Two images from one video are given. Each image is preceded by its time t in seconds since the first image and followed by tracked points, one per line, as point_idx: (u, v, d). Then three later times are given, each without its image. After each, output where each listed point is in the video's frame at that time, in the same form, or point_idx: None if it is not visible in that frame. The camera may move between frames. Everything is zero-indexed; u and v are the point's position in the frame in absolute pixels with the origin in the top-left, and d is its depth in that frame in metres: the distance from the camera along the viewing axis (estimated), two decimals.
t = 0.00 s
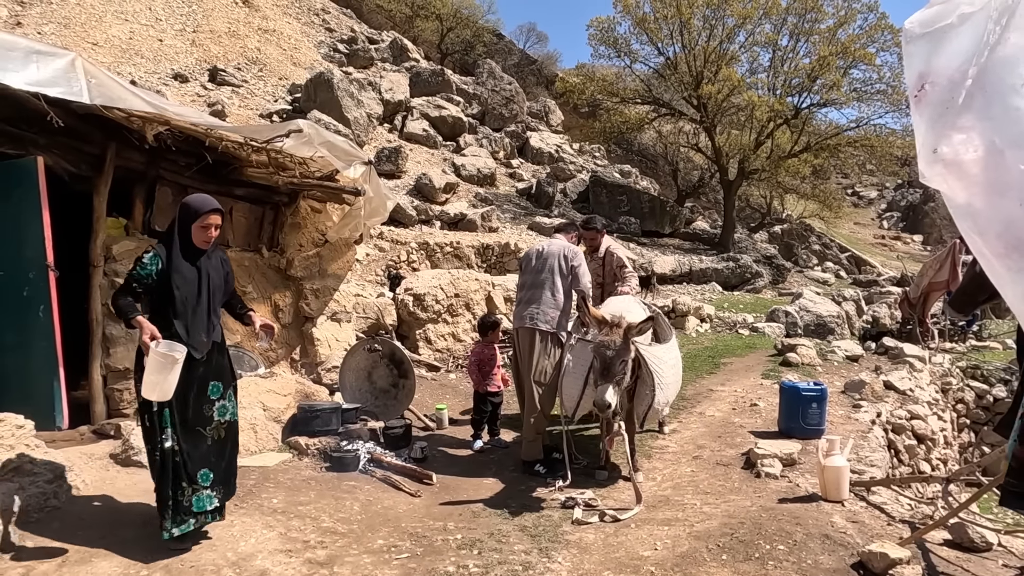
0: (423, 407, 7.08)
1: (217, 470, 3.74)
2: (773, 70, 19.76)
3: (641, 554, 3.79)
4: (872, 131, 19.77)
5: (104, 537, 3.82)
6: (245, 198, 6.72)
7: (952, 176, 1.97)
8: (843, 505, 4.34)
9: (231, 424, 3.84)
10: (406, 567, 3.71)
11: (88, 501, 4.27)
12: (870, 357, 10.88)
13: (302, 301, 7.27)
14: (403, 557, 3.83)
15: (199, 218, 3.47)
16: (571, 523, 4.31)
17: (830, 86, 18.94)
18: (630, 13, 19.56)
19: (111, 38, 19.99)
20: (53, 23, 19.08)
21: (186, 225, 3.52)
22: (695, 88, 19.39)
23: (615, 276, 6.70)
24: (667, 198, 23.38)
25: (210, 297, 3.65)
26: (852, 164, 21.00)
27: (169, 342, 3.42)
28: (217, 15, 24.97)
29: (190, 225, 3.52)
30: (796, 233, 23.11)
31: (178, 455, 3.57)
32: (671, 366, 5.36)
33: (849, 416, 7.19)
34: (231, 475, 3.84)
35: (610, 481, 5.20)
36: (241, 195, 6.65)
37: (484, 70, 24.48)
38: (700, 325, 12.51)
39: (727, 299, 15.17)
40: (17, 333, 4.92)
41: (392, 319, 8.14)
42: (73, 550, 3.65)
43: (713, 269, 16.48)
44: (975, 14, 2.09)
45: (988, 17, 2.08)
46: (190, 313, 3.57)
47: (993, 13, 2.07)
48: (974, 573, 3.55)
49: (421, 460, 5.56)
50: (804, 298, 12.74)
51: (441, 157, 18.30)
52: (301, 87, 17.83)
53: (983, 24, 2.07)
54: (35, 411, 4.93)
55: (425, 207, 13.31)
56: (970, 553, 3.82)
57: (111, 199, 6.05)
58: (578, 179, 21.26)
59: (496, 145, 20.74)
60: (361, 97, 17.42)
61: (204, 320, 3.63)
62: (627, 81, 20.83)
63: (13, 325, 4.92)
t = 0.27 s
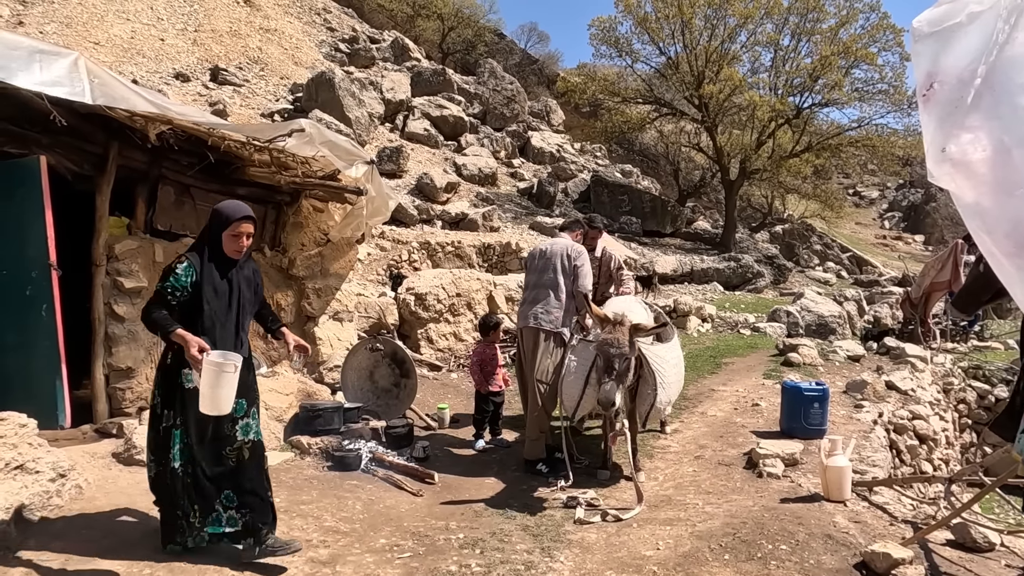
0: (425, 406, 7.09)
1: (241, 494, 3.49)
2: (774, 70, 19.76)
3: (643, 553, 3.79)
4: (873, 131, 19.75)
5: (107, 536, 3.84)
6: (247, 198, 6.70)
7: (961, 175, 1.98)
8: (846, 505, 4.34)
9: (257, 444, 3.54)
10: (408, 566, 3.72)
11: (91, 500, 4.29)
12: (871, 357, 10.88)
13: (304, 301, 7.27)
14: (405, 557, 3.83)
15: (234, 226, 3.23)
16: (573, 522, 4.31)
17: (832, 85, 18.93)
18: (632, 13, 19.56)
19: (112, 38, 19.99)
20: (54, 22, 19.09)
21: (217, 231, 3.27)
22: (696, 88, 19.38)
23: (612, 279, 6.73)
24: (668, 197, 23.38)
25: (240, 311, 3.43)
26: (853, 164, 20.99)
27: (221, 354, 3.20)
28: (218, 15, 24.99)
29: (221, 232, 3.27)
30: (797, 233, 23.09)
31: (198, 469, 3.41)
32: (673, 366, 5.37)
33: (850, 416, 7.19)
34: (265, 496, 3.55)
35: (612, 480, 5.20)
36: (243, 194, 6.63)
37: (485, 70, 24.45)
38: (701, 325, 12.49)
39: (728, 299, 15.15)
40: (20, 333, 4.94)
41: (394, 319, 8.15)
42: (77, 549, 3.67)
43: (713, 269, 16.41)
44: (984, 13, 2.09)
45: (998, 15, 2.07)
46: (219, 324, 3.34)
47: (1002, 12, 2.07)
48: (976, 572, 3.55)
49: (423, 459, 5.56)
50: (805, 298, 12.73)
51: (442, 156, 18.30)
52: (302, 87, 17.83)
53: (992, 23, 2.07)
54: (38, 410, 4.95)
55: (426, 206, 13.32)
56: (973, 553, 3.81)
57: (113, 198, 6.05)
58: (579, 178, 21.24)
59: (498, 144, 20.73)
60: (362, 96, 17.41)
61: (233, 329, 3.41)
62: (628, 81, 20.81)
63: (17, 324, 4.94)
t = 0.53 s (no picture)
0: (426, 405, 7.09)
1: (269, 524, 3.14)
2: (776, 69, 19.75)
3: (644, 552, 3.80)
4: (876, 130, 19.71)
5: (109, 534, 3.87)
6: (248, 196, 6.70)
7: (963, 173, 1.98)
8: (847, 504, 4.33)
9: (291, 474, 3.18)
10: (409, 564, 3.72)
11: (93, 498, 4.30)
12: (873, 356, 10.87)
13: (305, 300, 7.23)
14: (407, 555, 3.84)
15: (283, 254, 2.96)
16: (574, 521, 4.31)
17: (834, 84, 18.91)
18: (633, 11, 19.55)
19: (115, 37, 20.01)
20: (56, 21, 19.10)
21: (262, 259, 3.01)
22: (698, 87, 19.36)
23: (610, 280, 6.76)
24: (669, 196, 23.37)
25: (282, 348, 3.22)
26: (855, 163, 20.96)
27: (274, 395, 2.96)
28: (220, 13, 25.02)
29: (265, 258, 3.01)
30: (799, 232, 23.07)
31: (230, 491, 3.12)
32: (674, 364, 5.38)
33: (851, 415, 7.18)
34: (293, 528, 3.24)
35: (613, 479, 5.20)
36: (244, 192, 6.62)
37: (486, 69, 24.43)
38: (702, 324, 12.49)
39: (730, 298, 15.14)
40: (23, 331, 4.95)
41: (395, 318, 8.16)
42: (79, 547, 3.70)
43: (715, 268, 16.45)
44: (986, 11, 2.08)
45: (1001, 12, 2.07)
46: (261, 356, 3.11)
47: (1005, 9, 2.07)
48: (978, 572, 3.55)
49: (424, 458, 5.58)
50: (807, 297, 12.72)
51: (443, 155, 18.30)
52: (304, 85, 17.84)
53: (995, 20, 2.07)
54: (40, 408, 4.97)
55: (427, 205, 13.32)
56: (974, 552, 3.81)
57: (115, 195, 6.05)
58: (581, 177, 21.22)
59: (499, 143, 20.72)
60: (363, 95, 17.41)
61: (276, 358, 3.19)
62: (630, 79, 20.78)
63: (20, 323, 4.95)
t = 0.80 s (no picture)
0: (428, 403, 7.11)
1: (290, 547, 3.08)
2: (779, 66, 19.73)
3: (646, 549, 3.80)
4: (879, 127, 19.65)
5: (113, 531, 3.89)
6: (250, 194, 6.67)
7: (961, 172, 2.00)
8: (848, 502, 4.34)
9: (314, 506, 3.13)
10: (412, 561, 3.74)
11: (97, 495, 4.33)
12: (875, 354, 10.86)
13: (308, 298, 7.19)
14: (409, 552, 3.85)
15: (328, 331, 2.76)
16: (575, 519, 4.32)
17: (837, 82, 18.87)
18: (636, 9, 19.53)
19: (117, 35, 20.03)
20: (59, 19, 19.12)
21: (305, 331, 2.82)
22: (700, 84, 19.33)
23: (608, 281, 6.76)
24: (672, 194, 23.35)
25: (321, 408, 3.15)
26: (858, 161, 20.91)
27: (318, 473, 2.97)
28: (222, 11, 25.03)
29: (307, 331, 2.81)
30: (801, 230, 23.04)
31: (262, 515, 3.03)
32: (676, 361, 5.38)
33: (853, 413, 7.18)
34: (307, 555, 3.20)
35: (615, 477, 5.21)
36: (247, 190, 6.60)
37: (489, 67, 24.41)
38: (704, 322, 12.49)
39: (732, 296, 15.14)
40: (27, 329, 4.98)
41: (397, 316, 8.17)
42: (83, 543, 3.72)
43: (717, 266, 16.45)
44: (985, 12, 2.08)
45: (1000, 12, 2.06)
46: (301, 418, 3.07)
47: (1003, 10, 2.05)
48: (980, 569, 3.55)
49: (426, 455, 5.60)
50: (809, 295, 12.71)
51: (445, 153, 18.31)
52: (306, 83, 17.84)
53: (993, 21, 2.06)
54: (43, 405, 5.00)
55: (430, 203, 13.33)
56: (976, 550, 3.81)
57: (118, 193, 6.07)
58: (583, 175, 21.21)
59: (501, 141, 20.72)
60: (366, 93, 17.41)
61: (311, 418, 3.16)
62: (632, 77, 20.75)
63: (24, 320, 4.98)
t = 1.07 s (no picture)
0: (430, 400, 7.11)
1: None
2: (782, 64, 19.70)
3: (648, 546, 3.81)
4: (882, 124, 19.59)
5: (117, 526, 3.91)
6: (253, 192, 6.68)
7: (961, 168, 1.95)
8: (850, 499, 4.34)
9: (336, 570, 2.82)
10: (414, 557, 3.75)
11: (101, 491, 4.34)
12: (878, 352, 10.85)
13: (311, 295, 7.18)
14: (412, 548, 3.86)
15: (363, 446, 2.35)
16: (577, 516, 4.33)
17: (840, 79, 18.84)
18: (638, 6, 19.51)
19: (120, 32, 20.04)
20: (62, 17, 19.14)
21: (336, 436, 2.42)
22: (703, 82, 19.29)
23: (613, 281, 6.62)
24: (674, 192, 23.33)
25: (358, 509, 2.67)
26: (861, 158, 20.88)
27: None
28: (225, 9, 25.04)
29: (337, 439, 2.42)
30: (804, 228, 22.99)
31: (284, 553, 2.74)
32: (680, 359, 5.37)
33: (856, 411, 7.17)
34: None
35: (617, 474, 5.22)
36: (250, 188, 6.60)
37: (491, 64, 24.39)
38: (707, 319, 12.49)
39: (734, 294, 15.12)
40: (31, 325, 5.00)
41: (400, 313, 8.17)
42: (87, 539, 3.74)
43: (720, 264, 16.44)
44: (985, 7, 2.03)
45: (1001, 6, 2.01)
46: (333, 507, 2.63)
47: (1002, 6, 1.98)
48: (982, 566, 3.55)
49: (429, 452, 5.61)
50: (811, 293, 12.70)
51: (448, 151, 18.31)
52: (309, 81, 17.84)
53: (992, 17, 2.00)
54: (47, 402, 5.02)
55: (432, 201, 13.35)
56: (978, 547, 3.81)
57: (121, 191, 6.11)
58: (585, 173, 21.19)
59: (503, 139, 20.71)
60: (368, 90, 17.42)
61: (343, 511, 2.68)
62: (635, 75, 20.74)
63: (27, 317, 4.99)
